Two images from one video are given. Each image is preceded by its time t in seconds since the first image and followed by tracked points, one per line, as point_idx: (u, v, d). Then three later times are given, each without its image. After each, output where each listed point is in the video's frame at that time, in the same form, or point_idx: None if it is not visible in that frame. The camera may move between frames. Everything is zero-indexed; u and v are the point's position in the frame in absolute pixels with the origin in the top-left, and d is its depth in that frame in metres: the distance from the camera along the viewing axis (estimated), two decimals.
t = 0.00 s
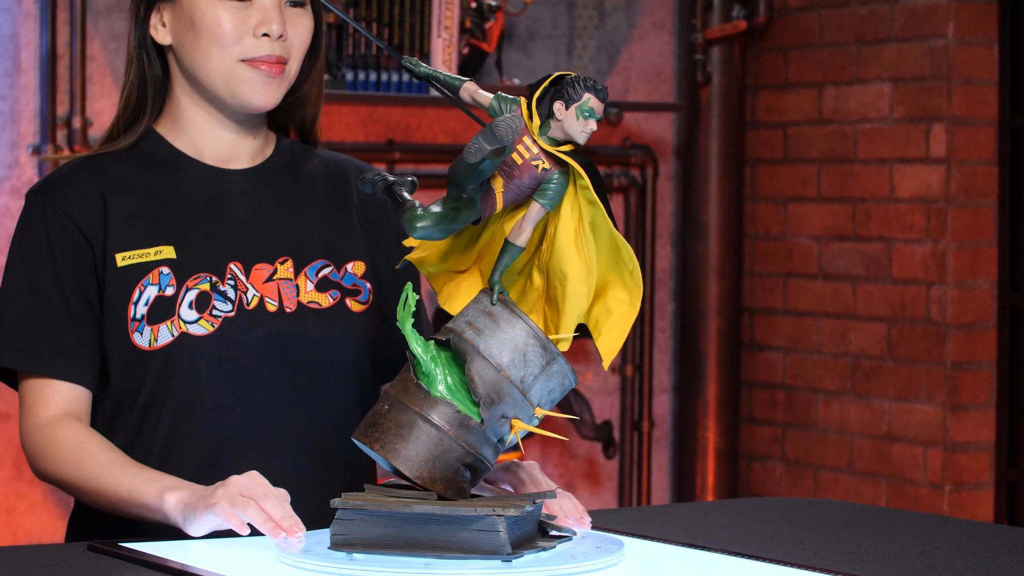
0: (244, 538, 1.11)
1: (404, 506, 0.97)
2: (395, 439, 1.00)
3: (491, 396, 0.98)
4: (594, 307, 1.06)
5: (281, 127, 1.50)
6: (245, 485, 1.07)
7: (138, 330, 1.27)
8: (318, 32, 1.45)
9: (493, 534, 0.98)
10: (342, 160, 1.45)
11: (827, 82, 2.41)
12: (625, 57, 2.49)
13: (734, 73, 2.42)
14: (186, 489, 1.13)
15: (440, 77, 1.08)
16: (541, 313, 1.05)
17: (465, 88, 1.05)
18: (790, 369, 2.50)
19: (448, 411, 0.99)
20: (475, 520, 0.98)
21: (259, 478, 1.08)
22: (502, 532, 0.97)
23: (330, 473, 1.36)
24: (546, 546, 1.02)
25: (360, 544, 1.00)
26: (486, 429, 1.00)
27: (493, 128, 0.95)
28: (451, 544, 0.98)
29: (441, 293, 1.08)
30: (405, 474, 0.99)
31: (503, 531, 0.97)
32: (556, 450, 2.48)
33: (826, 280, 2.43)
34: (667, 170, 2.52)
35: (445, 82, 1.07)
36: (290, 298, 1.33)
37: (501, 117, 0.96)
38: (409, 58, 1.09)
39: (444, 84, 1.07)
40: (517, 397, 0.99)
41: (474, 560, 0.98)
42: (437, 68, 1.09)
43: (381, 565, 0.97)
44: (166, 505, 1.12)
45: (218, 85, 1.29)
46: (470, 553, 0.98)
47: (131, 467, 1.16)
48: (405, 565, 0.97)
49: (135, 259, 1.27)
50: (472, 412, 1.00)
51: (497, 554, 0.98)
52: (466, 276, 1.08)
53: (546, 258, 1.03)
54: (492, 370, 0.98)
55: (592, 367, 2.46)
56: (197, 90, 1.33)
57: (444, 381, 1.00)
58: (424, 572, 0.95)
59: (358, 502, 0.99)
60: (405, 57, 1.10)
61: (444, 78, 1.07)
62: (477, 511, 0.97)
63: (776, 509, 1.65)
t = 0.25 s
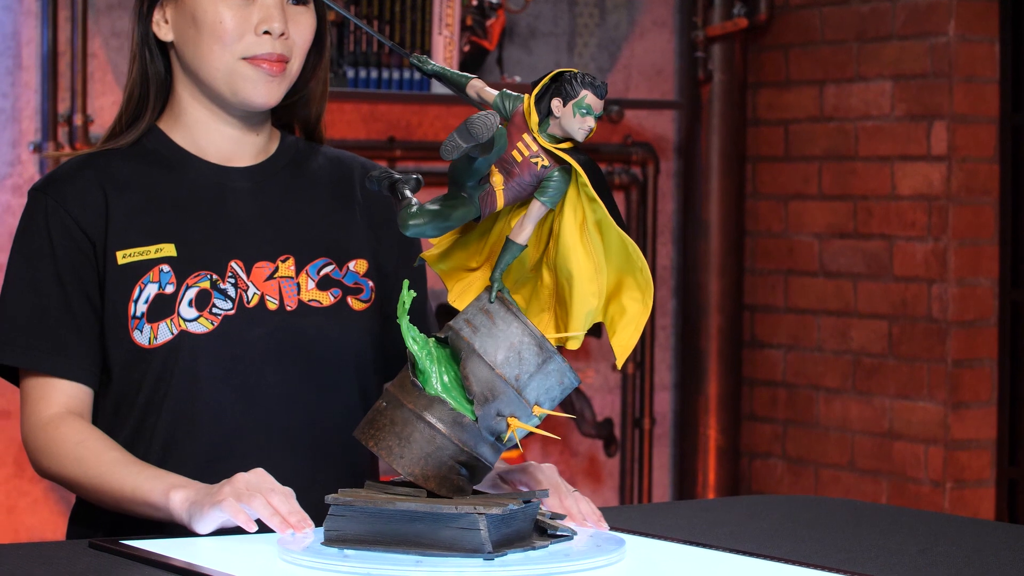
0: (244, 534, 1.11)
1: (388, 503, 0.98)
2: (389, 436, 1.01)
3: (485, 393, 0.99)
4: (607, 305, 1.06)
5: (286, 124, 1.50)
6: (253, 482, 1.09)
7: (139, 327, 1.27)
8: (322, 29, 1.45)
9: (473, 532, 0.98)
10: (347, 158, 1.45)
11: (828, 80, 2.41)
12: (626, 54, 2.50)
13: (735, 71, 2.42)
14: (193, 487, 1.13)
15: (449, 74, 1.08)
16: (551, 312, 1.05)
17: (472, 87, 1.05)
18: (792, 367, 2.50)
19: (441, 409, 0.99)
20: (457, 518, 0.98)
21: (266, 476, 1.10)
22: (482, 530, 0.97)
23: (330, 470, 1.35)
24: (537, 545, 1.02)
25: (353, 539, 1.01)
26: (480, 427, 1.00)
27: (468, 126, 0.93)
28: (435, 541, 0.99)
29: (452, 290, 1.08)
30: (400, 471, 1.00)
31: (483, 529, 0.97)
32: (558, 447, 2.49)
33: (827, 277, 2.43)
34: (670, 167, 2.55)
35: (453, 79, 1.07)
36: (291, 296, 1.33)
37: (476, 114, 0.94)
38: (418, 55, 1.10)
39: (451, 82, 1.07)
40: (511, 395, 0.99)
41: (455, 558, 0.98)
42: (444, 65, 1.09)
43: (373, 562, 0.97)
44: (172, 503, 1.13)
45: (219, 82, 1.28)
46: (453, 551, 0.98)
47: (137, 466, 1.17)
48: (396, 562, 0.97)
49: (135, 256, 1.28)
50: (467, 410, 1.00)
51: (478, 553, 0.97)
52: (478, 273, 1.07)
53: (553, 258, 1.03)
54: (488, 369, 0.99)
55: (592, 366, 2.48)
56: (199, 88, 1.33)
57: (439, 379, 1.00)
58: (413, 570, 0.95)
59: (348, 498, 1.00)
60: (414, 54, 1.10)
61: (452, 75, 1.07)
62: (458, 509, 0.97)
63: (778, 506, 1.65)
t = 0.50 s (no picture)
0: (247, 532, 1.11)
1: (382, 500, 0.99)
2: (389, 433, 1.01)
3: (484, 391, 0.99)
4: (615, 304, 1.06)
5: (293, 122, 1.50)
6: (259, 480, 1.09)
7: (140, 326, 1.27)
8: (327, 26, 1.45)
9: (465, 530, 0.98)
10: (352, 156, 1.45)
11: (831, 78, 2.41)
12: (628, 51, 2.51)
13: (738, 69, 2.42)
14: (198, 486, 1.13)
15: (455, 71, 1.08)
16: (558, 311, 1.05)
17: (477, 85, 1.05)
18: (794, 365, 2.50)
19: (440, 406, 0.99)
20: (449, 516, 0.98)
21: (271, 473, 1.11)
22: (474, 528, 0.97)
23: (332, 468, 1.35)
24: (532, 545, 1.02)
25: (350, 536, 1.01)
26: (478, 425, 1.00)
27: (456, 123, 0.93)
28: (427, 539, 0.99)
29: (458, 288, 1.08)
30: (396, 469, 1.00)
31: (475, 527, 0.97)
32: (561, 446, 2.51)
33: (830, 275, 2.43)
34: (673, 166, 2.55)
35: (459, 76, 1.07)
36: (293, 294, 1.33)
37: (466, 113, 0.94)
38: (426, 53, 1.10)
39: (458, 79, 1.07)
40: (510, 393, 0.99)
41: (447, 556, 0.98)
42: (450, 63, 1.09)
43: (373, 560, 0.97)
44: (178, 502, 1.13)
45: (223, 79, 1.28)
46: (444, 548, 0.99)
47: (142, 465, 1.17)
48: (393, 560, 0.97)
49: (136, 255, 1.27)
50: (465, 408, 1.00)
51: (470, 550, 0.98)
52: (485, 271, 1.07)
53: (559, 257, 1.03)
54: (486, 367, 0.99)
55: (594, 363, 2.51)
56: (203, 85, 1.33)
57: (439, 376, 1.00)
58: (410, 567, 0.95)
59: (346, 495, 1.00)
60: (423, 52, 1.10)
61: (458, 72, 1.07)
62: (449, 507, 0.97)
63: (781, 505, 1.65)
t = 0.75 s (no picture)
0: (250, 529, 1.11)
1: (382, 498, 0.99)
2: (391, 432, 1.01)
3: (485, 390, 0.99)
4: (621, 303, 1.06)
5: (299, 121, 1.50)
6: (264, 480, 1.09)
7: (142, 324, 1.27)
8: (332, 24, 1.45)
9: (463, 529, 0.98)
10: (357, 153, 1.45)
11: (834, 76, 2.41)
12: (632, 50, 2.51)
13: (741, 68, 2.42)
14: (202, 487, 1.13)
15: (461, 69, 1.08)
16: (564, 309, 1.04)
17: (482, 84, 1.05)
18: (797, 364, 2.50)
19: (441, 405, 0.99)
20: (447, 515, 0.98)
21: (275, 473, 1.10)
22: (471, 527, 0.97)
23: (335, 466, 1.35)
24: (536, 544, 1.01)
25: (351, 535, 1.01)
26: (480, 424, 1.00)
27: (452, 123, 0.94)
28: (426, 538, 0.99)
29: (464, 287, 1.08)
30: (398, 468, 1.01)
31: (472, 526, 0.97)
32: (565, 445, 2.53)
33: (833, 274, 2.43)
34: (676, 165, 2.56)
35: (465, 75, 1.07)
36: (296, 293, 1.33)
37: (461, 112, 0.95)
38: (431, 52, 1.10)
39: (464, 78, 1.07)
40: (511, 392, 0.99)
41: (445, 555, 0.98)
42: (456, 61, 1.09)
43: (373, 557, 0.97)
44: (182, 503, 1.13)
45: (227, 75, 1.28)
46: (442, 548, 0.99)
47: (146, 465, 1.17)
48: (394, 558, 0.97)
49: (139, 253, 1.27)
50: (467, 407, 1.00)
51: (467, 549, 0.98)
52: (491, 270, 1.07)
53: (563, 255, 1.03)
54: (487, 366, 0.98)
55: (598, 362, 2.51)
56: (207, 82, 1.33)
57: (440, 375, 1.00)
58: (409, 565, 0.95)
59: (347, 493, 1.00)
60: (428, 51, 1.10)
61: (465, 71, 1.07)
62: (447, 506, 0.97)
63: (784, 503, 1.65)
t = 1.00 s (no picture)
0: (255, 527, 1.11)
1: (387, 497, 0.99)
2: (397, 431, 1.02)
3: (491, 390, 0.99)
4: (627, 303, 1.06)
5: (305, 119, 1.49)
6: (269, 482, 1.08)
7: (146, 322, 1.27)
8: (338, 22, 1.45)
9: (468, 528, 0.97)
10: (364, 151, 1.44)
11: (840, 76, 2.41)
12: (638, 49, 2.51)
13: (747, 67, 2.42)
14: (207, 489, 1.13)
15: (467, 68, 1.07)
16: (570, 309, 1.04)
17: (488, 82, 1.05)
18: (802, 363, 2.50)
19: (446, 405, 0.99)
20: (452, 515, 0.98)
21: (279, 473, 1.10)
22: (477, 526, 0.97)
23: (340, 464, 1.35)
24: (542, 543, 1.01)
25: (357, 535, 1.01)
26: (486, 423, 1.00)
27: (457, 122, 0.94)
28: (432, 537, 0.99)
29: (470, 286, 1.07)
30: (403, 466, 1.01)
31: (478, 525, 0.97)
32: (570, 443, 2.53)
33: (839, 274, 2.42)
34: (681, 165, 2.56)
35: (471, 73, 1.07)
36: (300, 290, 1.32)
37: (466, 111, 0.95)
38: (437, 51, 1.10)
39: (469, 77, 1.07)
40: (517, 391, 0.99)
41: (450, 555, 0.97)
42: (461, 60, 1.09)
43: (379, 557, 0.97)
44: (187, 504, 1.13)
45: (232, 74, 1.28)
46: (448, 547, 0.98)
47: (152, 466, 1.17)
48: (399, 558, 0.97)
49: (143, 251, 1.27)
50: (472, 406, 1.00)
51: (473, 549, 0.97)
52: (497, 270, 1.06)
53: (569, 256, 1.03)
54: (493, 366, 0.98)
55: (603, 361, 2.51)
56: (213, 81, 1.33)
57: (446, 374, 1.00)
58: (415, 565, 0.95)
59: (353, 492, 1.00)
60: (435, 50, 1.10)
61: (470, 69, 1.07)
62: (452, 505, 0.97)
63: (790, 503, 1.65)
